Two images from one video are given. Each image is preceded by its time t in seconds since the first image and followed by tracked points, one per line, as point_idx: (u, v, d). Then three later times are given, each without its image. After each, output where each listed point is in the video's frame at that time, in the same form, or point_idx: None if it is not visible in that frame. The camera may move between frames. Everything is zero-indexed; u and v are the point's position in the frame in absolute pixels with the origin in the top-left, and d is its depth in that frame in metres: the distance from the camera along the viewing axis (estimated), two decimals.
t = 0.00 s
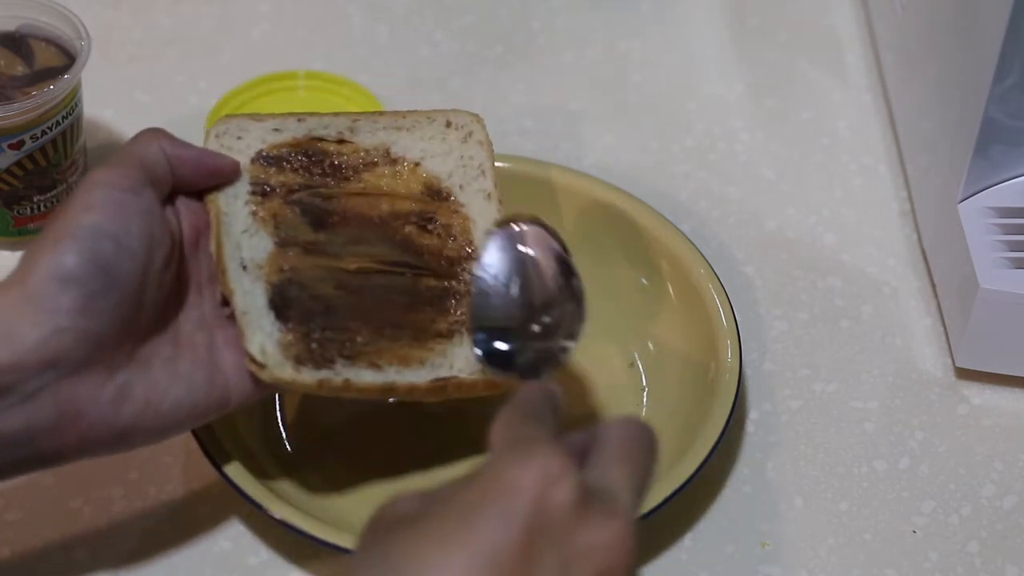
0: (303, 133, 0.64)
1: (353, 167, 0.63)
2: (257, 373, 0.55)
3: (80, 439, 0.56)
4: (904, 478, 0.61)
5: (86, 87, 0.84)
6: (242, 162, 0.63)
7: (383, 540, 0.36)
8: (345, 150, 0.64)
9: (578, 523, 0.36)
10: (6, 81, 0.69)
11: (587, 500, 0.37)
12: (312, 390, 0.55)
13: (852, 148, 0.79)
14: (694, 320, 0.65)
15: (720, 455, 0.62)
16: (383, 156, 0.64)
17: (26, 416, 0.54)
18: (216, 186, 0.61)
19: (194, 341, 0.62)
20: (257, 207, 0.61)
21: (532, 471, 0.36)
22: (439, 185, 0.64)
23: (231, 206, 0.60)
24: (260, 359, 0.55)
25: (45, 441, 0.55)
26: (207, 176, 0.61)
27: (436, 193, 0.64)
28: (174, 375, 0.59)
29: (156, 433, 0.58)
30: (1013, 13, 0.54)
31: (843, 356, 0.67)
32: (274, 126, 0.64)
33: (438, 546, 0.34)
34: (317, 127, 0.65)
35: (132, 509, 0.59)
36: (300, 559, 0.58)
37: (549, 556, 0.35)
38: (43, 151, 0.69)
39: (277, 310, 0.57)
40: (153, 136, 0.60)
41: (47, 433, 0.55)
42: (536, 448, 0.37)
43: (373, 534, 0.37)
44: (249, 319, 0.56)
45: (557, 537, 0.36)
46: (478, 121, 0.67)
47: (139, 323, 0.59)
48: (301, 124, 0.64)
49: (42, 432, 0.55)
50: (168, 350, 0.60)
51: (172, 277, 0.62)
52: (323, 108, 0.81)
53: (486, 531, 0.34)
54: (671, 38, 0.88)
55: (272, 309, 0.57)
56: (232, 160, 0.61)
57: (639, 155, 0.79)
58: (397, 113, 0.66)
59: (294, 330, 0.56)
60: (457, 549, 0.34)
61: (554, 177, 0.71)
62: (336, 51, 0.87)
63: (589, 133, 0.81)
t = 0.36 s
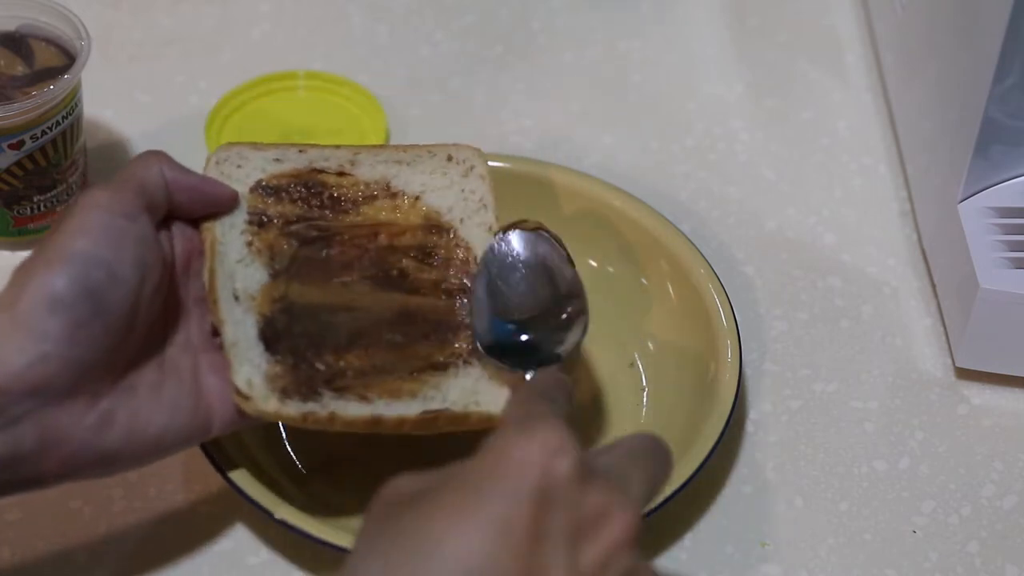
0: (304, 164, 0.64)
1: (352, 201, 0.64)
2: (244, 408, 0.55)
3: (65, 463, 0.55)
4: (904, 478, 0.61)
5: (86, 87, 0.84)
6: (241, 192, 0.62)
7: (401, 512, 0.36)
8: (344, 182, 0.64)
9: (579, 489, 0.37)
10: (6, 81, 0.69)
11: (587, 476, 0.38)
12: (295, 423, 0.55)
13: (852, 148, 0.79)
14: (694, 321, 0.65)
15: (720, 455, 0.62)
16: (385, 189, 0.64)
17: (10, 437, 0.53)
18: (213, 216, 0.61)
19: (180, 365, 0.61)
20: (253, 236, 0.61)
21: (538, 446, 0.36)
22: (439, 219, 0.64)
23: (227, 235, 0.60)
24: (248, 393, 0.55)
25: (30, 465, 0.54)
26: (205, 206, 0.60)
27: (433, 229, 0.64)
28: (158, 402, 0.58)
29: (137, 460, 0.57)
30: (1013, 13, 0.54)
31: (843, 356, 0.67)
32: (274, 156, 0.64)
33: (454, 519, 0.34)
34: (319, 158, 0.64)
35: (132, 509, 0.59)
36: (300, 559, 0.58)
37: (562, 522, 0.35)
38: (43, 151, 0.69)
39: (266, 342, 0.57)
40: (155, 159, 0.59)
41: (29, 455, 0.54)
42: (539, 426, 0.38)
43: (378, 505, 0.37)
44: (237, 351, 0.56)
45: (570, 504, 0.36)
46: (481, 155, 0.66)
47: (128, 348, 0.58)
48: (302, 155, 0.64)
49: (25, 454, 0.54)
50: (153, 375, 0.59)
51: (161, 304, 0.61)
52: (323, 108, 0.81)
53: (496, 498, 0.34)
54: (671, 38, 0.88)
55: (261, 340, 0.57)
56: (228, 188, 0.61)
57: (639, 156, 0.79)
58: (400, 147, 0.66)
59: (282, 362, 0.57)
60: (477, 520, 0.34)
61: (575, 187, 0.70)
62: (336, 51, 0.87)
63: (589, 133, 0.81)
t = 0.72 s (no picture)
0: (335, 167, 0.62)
1: (377, 213, 0.62)
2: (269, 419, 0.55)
3: (75, 463, 0.56)
4: (904, 478, 0.61)
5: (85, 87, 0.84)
6: (271, 191, 0.61)
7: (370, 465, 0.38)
8: (374, 193, 0.62)
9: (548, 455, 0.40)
10: (6, 81, 0.69)
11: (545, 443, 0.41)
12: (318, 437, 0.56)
13: (852, 148, 0.79)
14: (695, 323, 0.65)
15: (720, 454, 0.62)
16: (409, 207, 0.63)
17: (21, 438, 0.53)
18: (239, 214, 0.60)
19: (193, 369, 0.61)
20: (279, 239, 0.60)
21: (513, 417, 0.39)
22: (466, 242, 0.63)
23: (254, 236, 0.59)
24: (269, 402, 0.55)
25: (41, 463, 0.55)
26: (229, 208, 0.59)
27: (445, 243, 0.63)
28: (171, 404, 0.59)
29: (150, 461, 0.58)
30: (1013, 13, 0.54)
31: (842, 357, 0.67)
32: (307, 157, 0.62)
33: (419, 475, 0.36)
34: (353, 165, 0.62)
35: (133, 509, 0.59)
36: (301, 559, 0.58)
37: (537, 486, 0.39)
38: (43, 151, 0.69)
39: (289, 351, 0.57)
40: (178, 156, 0.58)
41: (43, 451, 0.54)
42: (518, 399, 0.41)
43: (338, 457, 0.39)
44: (261, 359, 0.56)
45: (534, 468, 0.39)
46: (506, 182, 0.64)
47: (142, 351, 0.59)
48: (335, 158, 0.62)
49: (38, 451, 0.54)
50: (169, 379, 0.60)
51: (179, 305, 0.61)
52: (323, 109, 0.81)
53: (459, 456, 0.37)
54: (671, 38, 0.88)
55: (283, 349, 0.57)
56: (257, 189, 0.59)
57: (639, 155, 0.79)
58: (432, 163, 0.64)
59: (304, 373, 0.57)
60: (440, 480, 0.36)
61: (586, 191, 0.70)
62: (336, 51, 0.87)
63: (589, 133, 0.81)
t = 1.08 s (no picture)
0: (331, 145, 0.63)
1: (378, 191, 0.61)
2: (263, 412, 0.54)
3: (73, 454, 0.56)
4: (904, 478, 0.61)
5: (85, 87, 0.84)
6: (269, 173, 0.61)
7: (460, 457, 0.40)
8: (374, 173, 0.62)
9: (640, 444, 0.41)
10: (6, 81, 0.69)
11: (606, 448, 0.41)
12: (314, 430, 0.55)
13: (852, 148, 0.79)
14: (694, 323, 0.65)
15: (720, 455, 0.62)
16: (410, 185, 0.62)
17: (19, 432, 0.53)
18: (238, 198, 0.60)
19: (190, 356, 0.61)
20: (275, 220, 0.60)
21: (610, 415, 0.41)
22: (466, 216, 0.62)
23: (250, 219, 0.59)
24: (262, 392, 0.54)
25: (38, 457, 0.55)
26: (227, 190, 0.60)
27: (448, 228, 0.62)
28: (168, 393, 0.59)
29: (148, 451, 0.58)
30: (1013, 13, 0.54)
31: (842, 357, 0.67)
32: (306, 138, 0.63)
33: (522, 460, 0.39)
34: (349, 142, 0.63)
35: (133, 509, 0.59)
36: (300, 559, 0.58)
37: (617, 464, 0.40)
38: (43, 151, 0.69)
39: (284, 339, 0.56)
40: (174, 139, 0.60)
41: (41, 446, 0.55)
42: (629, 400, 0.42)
43: (426, 460, 0.41)
44: (255, 348, 0.56)
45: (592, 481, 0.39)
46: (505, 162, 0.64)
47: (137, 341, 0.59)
48: (332, 139, 0.63)
49: (36, 446, 0.54)
50: (165, 367, 0.60)
51: (175, 291, 0.62)
52: (323, 109, 0.81)
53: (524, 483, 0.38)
54: (671, 38, 0.88)
55: (279, 338, 0.56)
56: (255, 171, 0.60)
57: (640, 155, 0.79)
58: (429, 142, 0.65)
59: (299, 363, 0.55)
60: (540, 466, 0.38)
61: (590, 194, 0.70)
62: (336, 51, 0.87)
63: (589, 133, 0.81)
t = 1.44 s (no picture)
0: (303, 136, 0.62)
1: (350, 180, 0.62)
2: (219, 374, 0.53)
3: (44, 422, 0.55)
4: (904, 478, 0.61)
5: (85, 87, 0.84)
6: (239, 157, 0.61)
7: None
8: (344, 161, 0.62)
9: (551, 471, 0.37)
10: (6, 81, 0.69)
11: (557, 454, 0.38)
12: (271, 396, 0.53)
13: (852, 148, 0.79)
14: (693, 323, 0.65)
15: (720, 455, 0.62)
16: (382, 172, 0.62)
17: None
18: (210, 178, 0.60)
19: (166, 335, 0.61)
20: (244, 203, 0.60)
21: (493, 445, 0.37)
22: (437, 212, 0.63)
23: (218, 200, 0.59)
24: (224, 354, 0.53)
25: (7, 424, 0.54)
26: (198, 170, 0.60)
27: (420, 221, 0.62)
28: (139, 365, 0.59)
29: (118, 422, 0.58)
30: (1013, 14, 0.54)
31: (842, 357, 0.67)
32: (278, 127, 0.62)
33: (450, 534, 0.34)
34: (320, 133, 0.63)
35: (132, 508, 0.59)
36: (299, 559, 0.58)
37: (536, 497, 0.36)
38: (42, 151, 0.69)
39: (249, 312, 0.55)
40: (149, 121, 0.60)
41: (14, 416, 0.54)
42: (482, 424, 0.38)
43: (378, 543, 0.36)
44: (217, 318, 0.54)
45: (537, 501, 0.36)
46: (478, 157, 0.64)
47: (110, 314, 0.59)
48: (304, 128, 0.63)
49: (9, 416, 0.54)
50: (135, 339, 0.60)
51: (148, 266, 0.62)
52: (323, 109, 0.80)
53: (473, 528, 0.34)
54: (671, 38, 0.88)
55: (245, 309, 0.56)
56: (226, 154, 0.60)
57: (639, 155, 0.79)
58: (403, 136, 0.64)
59: (264, 333, 0.55)
60: (474, 534, 0.34)
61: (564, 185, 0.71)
62: (336, 51, 0.87)
63: (589, 133, 0.81)
